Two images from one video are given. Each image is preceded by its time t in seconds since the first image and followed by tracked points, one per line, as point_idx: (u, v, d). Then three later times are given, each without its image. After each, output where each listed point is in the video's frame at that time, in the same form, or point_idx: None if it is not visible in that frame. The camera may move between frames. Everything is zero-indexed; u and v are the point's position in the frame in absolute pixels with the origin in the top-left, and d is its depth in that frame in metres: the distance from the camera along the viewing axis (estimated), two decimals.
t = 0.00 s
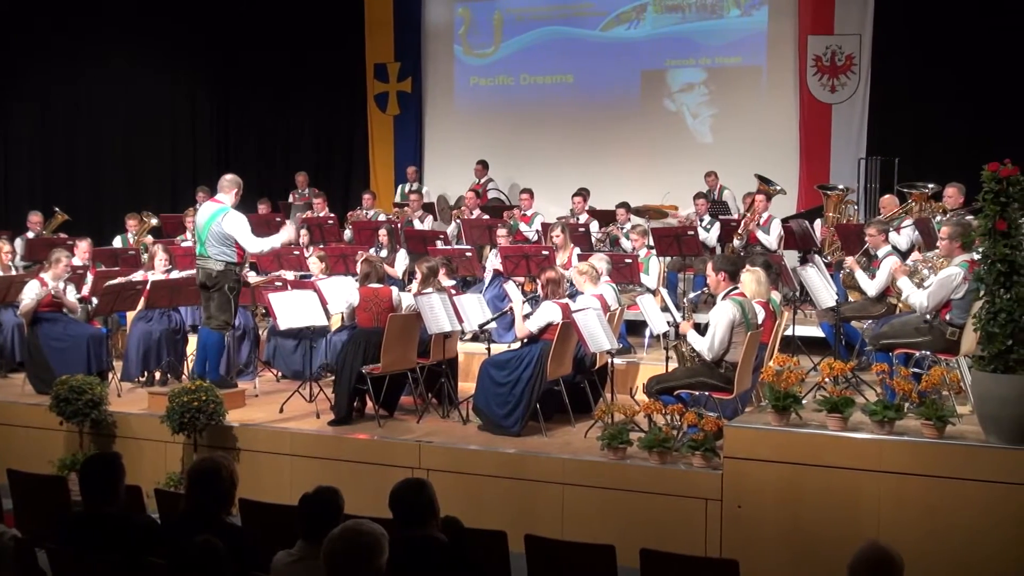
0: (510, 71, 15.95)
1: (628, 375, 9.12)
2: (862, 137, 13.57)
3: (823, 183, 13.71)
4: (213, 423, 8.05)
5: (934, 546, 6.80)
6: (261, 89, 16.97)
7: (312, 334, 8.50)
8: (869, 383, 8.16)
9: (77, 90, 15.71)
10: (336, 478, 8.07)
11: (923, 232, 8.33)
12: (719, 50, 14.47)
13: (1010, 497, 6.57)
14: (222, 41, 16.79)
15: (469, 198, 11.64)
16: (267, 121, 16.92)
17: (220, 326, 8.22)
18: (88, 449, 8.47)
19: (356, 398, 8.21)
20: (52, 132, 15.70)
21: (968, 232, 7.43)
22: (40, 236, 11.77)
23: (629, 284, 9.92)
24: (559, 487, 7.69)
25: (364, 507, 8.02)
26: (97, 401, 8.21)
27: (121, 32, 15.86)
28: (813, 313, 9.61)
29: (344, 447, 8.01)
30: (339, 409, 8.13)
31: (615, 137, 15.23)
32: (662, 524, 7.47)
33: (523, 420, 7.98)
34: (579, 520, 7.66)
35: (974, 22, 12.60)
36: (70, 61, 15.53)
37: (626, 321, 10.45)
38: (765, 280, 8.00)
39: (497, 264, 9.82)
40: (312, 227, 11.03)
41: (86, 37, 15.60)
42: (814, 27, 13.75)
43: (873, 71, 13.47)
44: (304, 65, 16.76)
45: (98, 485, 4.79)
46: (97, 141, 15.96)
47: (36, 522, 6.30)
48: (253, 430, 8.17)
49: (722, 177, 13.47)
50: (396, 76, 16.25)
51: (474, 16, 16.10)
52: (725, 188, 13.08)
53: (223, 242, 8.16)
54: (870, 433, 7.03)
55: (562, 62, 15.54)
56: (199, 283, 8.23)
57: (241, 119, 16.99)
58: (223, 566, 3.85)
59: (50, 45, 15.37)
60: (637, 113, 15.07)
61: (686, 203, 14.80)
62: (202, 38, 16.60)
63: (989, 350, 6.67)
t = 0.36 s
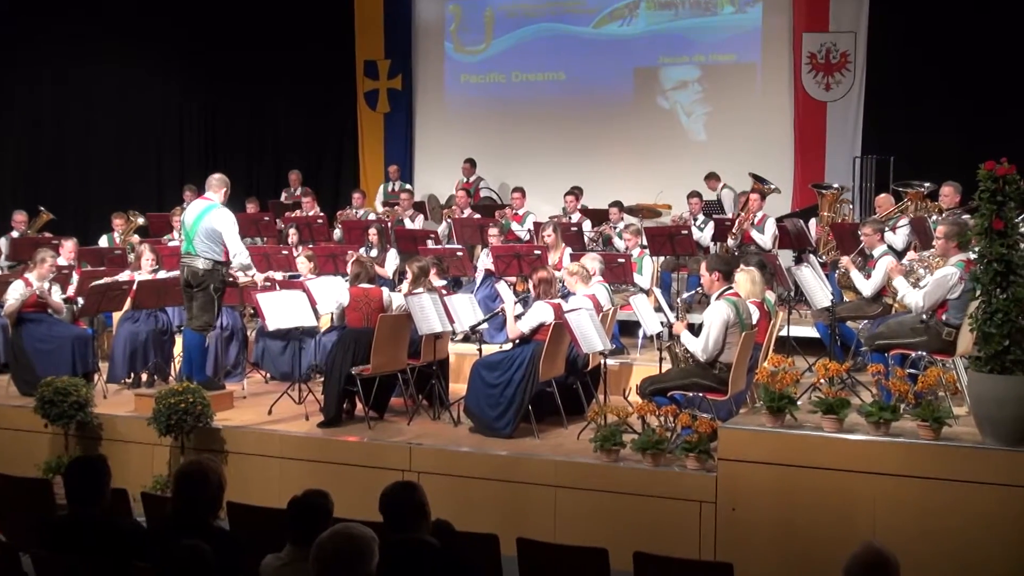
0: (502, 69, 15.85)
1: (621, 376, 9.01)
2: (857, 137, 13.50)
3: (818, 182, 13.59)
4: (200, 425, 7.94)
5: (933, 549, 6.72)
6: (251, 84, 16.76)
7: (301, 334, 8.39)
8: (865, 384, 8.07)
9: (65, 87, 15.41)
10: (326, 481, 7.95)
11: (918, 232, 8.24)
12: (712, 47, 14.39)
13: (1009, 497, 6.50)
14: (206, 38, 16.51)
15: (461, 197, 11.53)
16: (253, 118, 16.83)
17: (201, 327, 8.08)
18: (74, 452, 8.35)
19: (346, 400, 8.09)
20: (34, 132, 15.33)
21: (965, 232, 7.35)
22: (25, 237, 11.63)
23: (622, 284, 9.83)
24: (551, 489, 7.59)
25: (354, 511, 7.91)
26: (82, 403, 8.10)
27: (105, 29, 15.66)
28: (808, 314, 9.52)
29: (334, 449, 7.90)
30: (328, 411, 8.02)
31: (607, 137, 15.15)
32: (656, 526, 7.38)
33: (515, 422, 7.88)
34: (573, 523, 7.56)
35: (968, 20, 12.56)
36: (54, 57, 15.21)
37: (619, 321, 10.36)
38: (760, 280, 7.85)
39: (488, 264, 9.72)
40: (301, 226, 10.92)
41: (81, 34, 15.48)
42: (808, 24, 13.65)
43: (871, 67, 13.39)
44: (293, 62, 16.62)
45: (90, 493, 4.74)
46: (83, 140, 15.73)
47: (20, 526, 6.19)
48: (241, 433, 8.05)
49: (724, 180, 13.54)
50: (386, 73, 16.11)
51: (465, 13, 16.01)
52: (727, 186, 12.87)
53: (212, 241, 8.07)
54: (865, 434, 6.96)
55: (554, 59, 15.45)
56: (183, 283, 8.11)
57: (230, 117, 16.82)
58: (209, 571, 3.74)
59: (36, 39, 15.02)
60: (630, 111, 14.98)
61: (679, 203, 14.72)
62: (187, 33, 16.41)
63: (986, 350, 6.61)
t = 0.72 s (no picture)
0: (492, 62, 15.59)
1: (616, 379, 8.78)
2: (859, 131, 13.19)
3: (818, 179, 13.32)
4: (182, 430, 7.71)
5: (939, 557, 6.49)
6: (236, 82, 16.64)
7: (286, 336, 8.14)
8: (866, 387, 7.85)
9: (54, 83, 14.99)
10: (311, 488, 7.71)
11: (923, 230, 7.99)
12: (709, 40, 14.16)
13: (1019, 503, 6.28)
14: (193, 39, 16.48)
15: (450, 194, 11.29)
16: (239, 116, 16.68)
17: (182, 329, 7.82)
18: (50, 458, 8.10)
19: (332, 403, 7.85)
20: (14, 127, 14.83)
21: (970, 230, 7.11)
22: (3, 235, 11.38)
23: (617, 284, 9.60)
24: (544, 496, 7.35)
25: (341, 518, 7.66)
26: (59, 406, 7.84)
27: (103, 28, 15.36)
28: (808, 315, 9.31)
29: (320, 455, 7.66)
30: (314, 415, 7.78)
31: (599, 132, 14.92)
32: (652, 534, 7.14)
33: (507, 426, 7.64)
34: (566, 531, 7.32)
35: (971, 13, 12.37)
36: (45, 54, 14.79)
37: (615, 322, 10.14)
38: (759, 279, 7.59)
39: (479, 263, 9.49)
40: (285, 224, 10.67)
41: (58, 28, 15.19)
42: (808, 16, 13.40)
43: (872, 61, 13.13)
44: (284, 58, 16.45)
45: (70, 504, 4.42)
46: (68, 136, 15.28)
47: None
48: (223, 438, 7.80)
49: (721, 183, 13.56)
50: (373, 67, 15.82)
51: (455, 4, 15.75)
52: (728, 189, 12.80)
53: (188, 240, 7.79)
54: (867, 438, 6.74)
55: (547, 52, 15.20)
56: (164, 284, 7.85)
57: (213, 114, 16.70)
58: None
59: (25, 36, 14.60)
60: (625, 105, 14.74)
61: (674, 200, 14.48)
62: (178, 31, 16.32)
63: (991, 352, 6.38)
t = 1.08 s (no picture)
0: (481, 56, 15.34)
1: (609, 382, 8.56)
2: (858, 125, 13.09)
3: (818, 177, 13.21)
4: (160, 435, 7.45)
5: (942, 565, 6.28)
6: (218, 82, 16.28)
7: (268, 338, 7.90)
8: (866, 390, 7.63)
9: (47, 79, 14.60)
10: (295, 494, 7.47)
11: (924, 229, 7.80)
12: (705, 33, 13.94)
13: None
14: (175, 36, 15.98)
15: (438, 191, 11.04)
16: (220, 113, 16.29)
17: (163, 331, 7.56)
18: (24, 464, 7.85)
19: (316, 407, 7.61)
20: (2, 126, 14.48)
21: (973, 228, 6.90)
22: None
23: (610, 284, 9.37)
24: (533, 502, 7.12)
25: (325, 526, 7.42)
26: (34, 410, 7.61)
27: (103, 27, 15.11)
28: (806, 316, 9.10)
29: (303, 460, 7.42)
30: (298, 419, 7.54)
31: (590, 128, 14.72)
32: (646, 542, 6.93)
33: (497, 431, 7.43)
34: (557, 538, 7.09)
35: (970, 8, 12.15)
36: (45, 54, 14.55)
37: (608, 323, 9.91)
38: (756, 280, 7.43)
39: (468, 261, 9.26)
40: (268, 222, 10.42)
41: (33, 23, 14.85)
42: (806, 9, 13.26)
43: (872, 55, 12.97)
44: (268, 55, 16.09)
45: (49, 510, 4.12)
46: (47, 133, 14.79)
47: None
48: (203, 443, 7.56)
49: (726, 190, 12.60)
50: (359, 60, 15.62)
51: None
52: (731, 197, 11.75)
53: (173, 239, 7.56)
54: (866, 442, 6.55)
55: (538, 45, 14.95)
56: (145, 286, 7.59)
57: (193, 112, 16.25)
58: None
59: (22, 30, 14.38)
60: (619, 99, 14.52)
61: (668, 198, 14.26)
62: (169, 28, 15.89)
63: (994, 354, 6.16)
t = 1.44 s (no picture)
0: (468, 48, 15.07)
1: (601, 386, 8.33)
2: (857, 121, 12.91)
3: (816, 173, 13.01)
4: (137, 440, 7.22)
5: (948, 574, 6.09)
6: (201, 77, 16.01)
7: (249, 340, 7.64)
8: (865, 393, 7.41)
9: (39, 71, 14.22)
10: (276, 501, 7.22)
11: (925, 228, 7.59)
12: (700, 26, 13.74)
13: None
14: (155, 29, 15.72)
15: (424, 188, 10.81)
16: (202, 108, 16.06)
17: (137, 333, 7.35)
18: None
19: (298, 411, 7.36)
20: None
21: (976, 226, 6.71)
22: None
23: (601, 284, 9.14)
24: (522, 509, 6.88)
25: (307, 534, 7.17)
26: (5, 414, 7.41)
27: (103, 27, 15.30)
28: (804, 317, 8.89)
29: (284, 466, 7.17)
30: (279, 423, 7.29)
31: (580, 124, 14.48)
32: (640, 550, 6.70)
33: (485, 435, 7.19)
34: (548, 546, 6.86)
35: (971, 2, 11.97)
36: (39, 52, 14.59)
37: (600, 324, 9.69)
38: (752, 279, 7.14)
39: (455, 261, 9.01)
40: (248, 220, 10.14)
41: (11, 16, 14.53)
42: None
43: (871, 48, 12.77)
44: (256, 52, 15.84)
45: (29, 517, 4.00)
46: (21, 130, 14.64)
47: None
48: (180, 448, 7.30)
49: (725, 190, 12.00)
50: (342, 53, 15.36)
51: None
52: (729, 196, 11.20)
53: (149, 236, 7.33)
54: (866, 448, 6.34)
55: (527, 38, 14.70)
56: (118, 286, 7.31)
57: (168, 107, 16.00)
58: None
59: (21, 20, 14.43)
60: (611, 93, 14.27)
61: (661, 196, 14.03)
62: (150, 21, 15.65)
63: (997, 356, 5.96)
